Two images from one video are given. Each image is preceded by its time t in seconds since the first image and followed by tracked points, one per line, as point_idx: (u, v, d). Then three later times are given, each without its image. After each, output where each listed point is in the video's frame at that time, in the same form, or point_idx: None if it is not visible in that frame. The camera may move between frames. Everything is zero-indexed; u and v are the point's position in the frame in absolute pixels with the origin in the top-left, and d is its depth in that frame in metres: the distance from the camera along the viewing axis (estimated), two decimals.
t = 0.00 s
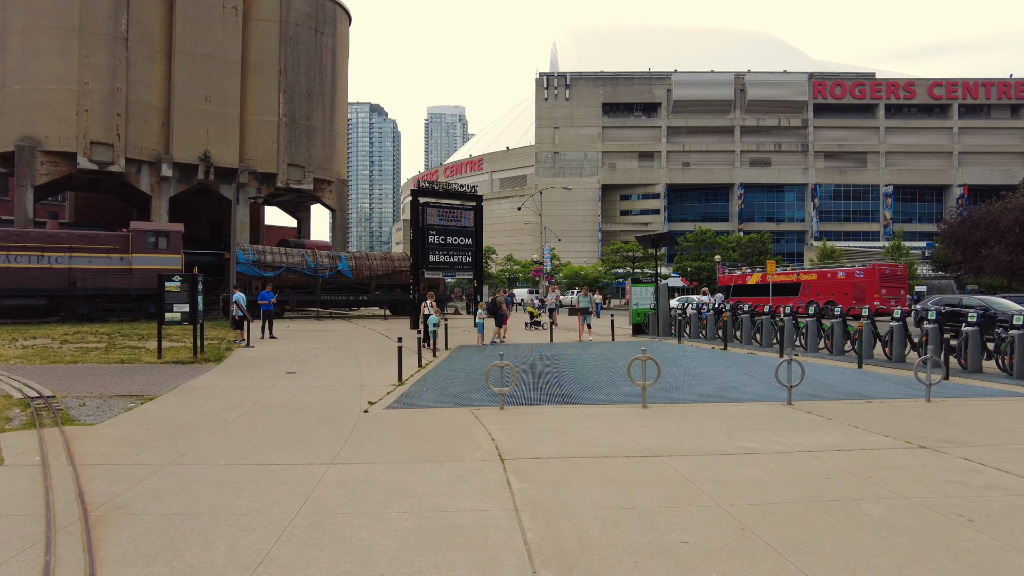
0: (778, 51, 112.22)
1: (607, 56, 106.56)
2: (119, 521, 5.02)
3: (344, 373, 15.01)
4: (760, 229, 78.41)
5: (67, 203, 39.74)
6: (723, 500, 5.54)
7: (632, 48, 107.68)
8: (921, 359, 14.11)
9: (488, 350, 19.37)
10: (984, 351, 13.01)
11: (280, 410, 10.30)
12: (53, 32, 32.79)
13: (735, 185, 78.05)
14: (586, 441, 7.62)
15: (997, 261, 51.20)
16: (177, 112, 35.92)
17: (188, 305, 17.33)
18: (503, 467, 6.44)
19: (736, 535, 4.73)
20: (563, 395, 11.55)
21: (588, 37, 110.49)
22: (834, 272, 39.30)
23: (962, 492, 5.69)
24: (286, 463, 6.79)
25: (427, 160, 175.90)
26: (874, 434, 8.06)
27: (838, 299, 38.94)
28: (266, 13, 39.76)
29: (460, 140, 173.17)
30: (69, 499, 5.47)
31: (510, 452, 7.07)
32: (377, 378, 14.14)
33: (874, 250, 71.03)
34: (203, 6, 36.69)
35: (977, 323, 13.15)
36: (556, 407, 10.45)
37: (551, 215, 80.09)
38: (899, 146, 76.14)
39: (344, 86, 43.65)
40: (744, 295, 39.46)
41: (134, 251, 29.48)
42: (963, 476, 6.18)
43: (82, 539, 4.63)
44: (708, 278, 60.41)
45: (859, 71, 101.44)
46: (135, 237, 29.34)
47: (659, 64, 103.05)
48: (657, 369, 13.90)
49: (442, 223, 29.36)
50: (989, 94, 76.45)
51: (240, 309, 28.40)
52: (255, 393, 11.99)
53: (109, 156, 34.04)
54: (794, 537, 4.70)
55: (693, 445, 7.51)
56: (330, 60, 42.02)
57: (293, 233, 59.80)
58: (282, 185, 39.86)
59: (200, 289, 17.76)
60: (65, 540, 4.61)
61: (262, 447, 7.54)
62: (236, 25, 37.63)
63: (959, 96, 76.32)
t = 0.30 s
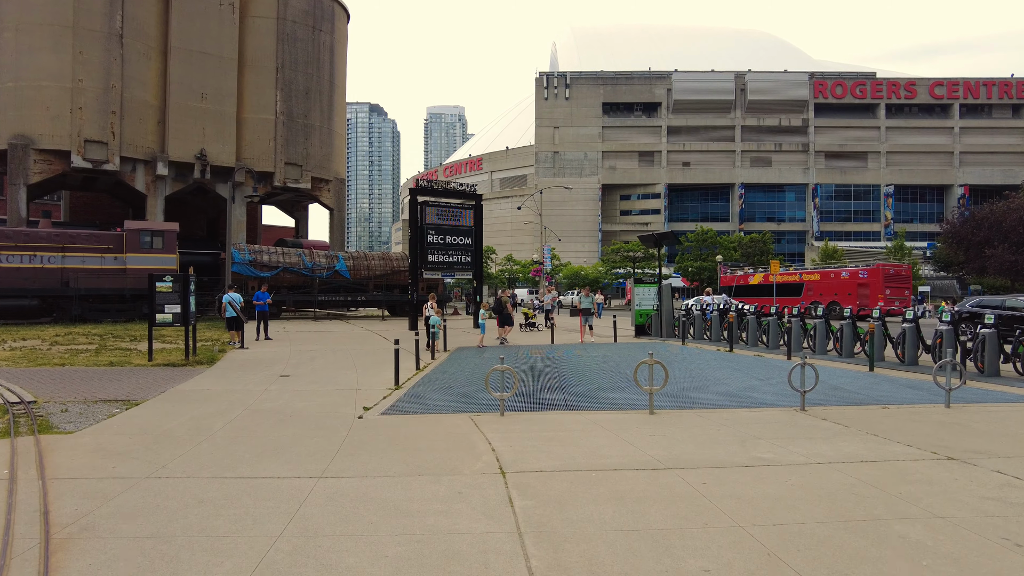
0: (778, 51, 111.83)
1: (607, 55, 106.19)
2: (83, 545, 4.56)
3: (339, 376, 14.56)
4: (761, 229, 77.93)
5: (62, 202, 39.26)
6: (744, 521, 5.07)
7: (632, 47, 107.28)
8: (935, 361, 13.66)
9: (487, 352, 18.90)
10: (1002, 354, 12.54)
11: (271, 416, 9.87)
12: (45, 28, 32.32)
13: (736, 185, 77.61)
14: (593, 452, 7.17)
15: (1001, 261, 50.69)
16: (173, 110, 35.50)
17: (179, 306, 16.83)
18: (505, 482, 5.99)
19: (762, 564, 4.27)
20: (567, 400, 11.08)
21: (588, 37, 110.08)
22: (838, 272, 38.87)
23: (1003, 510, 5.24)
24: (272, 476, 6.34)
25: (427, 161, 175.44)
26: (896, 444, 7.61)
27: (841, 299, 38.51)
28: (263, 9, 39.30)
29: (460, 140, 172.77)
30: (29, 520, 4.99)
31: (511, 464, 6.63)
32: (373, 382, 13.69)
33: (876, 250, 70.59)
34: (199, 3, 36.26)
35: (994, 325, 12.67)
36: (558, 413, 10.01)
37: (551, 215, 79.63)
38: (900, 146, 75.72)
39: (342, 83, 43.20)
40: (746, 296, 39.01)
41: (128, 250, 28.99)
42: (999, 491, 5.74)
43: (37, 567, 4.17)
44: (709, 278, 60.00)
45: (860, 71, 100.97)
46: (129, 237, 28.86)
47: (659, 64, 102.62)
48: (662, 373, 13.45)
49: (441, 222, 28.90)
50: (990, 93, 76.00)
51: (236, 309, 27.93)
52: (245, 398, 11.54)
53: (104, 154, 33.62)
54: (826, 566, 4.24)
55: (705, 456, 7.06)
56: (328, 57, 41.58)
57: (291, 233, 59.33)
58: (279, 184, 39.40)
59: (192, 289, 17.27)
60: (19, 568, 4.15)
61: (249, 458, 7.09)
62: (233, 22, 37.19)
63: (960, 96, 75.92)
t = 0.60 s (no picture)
0: (780, 50, 111.41)
1: (607, 55, 105.79)
2: (44, 569, 4.15)
3: (336, 379, 14.17)
4: (762, 229, 77.43)
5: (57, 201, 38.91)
6: (771, 541, 4.66)
7: (633, 47, 106.88)
8: (950, 364, 13.26)
9: (488, 353, 18.50)
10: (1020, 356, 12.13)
11: (264, 421, 9.47)
12: (39, 25, 31.91)
13: (737, 184, 77.19)
14: (602, 462, 6.75)
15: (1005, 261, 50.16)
16: (169, 108, 35.15)
17: (172, 307, 16.44)
18: (508, 497, 5.58)
19: None
20: (570, 405, 10.67)
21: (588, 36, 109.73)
22: (842, 272, 38.44)
23: None
24: (259, 489, 5.94)
25: (427, 161, 175.03)
26: (921, 452, 7.20)
27: (845, 299, 38.08)
28: (261, 6, 38.90)
29: (460, 140, 172.32)
30: None
31: (513, 474, 6.25)
32: (371, 385, 13.28)
33: (878, 250, 70.12)
34: None
35: (1012, 326, 12.26)
36: (562, 418, 9.60)
37: (551, 215, 79.17)
38: (902, 145, 75.26)
39: (341, 81, 42.82)
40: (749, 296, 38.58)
41: (124, 250, 28.56)
42: None
43: None
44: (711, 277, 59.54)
45: (861, 70, 100.60)
46: (125, 236, 28.41)
47: (660, 63, 102.21)
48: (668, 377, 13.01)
49: (441, 221, 28.47)
50: (991, 92, 75.50)
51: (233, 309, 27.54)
52: (238, 401, 11.13)
53: (99, 153, 33.27)
54: None
55: (722, 466, 6.64)
56: (327, 55, 41.19)
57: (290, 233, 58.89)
58: (278, 182, 38.98)
59: (185, 290, 16.86)
60: None
61: (237, 468, 6.68)
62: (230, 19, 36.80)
63: (961, 95, 75.51)
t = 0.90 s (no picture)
0: (781, 50, 110.91)
1: (608, 54, 105.40)
2: None
3: (334, 382, 13.75)
4: (764, 229, 76.87)
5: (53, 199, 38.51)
6: (807, 569, 4.22)
7: (634, 47, 106.44)
8: (970, 367, 12.81)
9: (490, 355, 18.07)
10: None
11: (257, 428, 9.03)
12: (34, 21, 31.52)
13: (738, 184, 76.71)
14: (614, 476, 6.32)
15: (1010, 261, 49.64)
16: (166, 105, 34.75)
17: (165, 308, 16.00)
18: (515, 517, 5.15)
19: None
20: (577, 411, 10.23)
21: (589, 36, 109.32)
22: (847, 272, 37.99)
23: None
24: (246, 506, 5.50)
25: (427, 160, 174.62)
26: (953, 463, 6.76)
27: (850, 300, 37.62)
28: (259, 3, 38.47)
29: (460, 139, 171.84)
30: None
31: (520, 490, 5.81)
32: (370, 388, 12.84)
33: (881, 249, 69.57)
34: None
35: None
36: (569, 425, 9.16)
37: (552, 214, 78.71)
38: (904, 145, 74.74)
39: (340, 79, 42.39)
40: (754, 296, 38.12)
41: (120, 249, 28.08)
42: None
43: None
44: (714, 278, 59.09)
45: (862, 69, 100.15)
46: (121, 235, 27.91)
47: (661, 63, 101.75)
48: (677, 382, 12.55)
49: (442, 220, 28.04)
50: (994, 92, 74.91)
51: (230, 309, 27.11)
52: (230, 406, 10.71)
53: (96, 150, 32.87)
54: None
55: (743, 480, 6.20)
56: (326, 52, 40.77)
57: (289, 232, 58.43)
58: (276, 181, 38.56)
59: (179, 290, 16.41)
60: None
61: (224, 482, 6.24)
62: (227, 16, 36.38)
63: (964, 94, 75.01)
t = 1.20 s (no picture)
0: (782, 50, 110.49)
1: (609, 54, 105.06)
2: None
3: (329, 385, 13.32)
4: (765, 229, 76.39)
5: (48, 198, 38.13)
6: None
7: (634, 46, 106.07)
8: (987, 370, 12.35)
9: (490, 357, 17.62)
10: None
11: (245, 435, 8.61)
12: (27, 17, 31.16)
13: (738, 184, 76.30)
14: (624, 490, 5.89)
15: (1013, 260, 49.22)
16: (162, 103, 34.36)
17: (157, 308, 15.58)
18: (517, 537, 4.73)
19: None
20: (581, 416, 9.79)
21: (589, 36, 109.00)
22: (850, 272, 37.56)
23: None
24: (226, 524, 5.07)
25: (427, 161, 174.21)
26: (985, 475, 6.33)
27: (854, 300, 37.18)
28: None
29: (460, 140, 171.41)
30: None
31: (523, 506, 5.39)
32: (366, 392, 12.40)
33: (883, 249, 69.14)
34: None
35: None
36: (573, 432, 8.74)
37: (552, 214, 78.29)
38: (906, 144, 74.30)
39: (338, 77, 41.96)
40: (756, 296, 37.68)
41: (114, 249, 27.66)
42: None
43: None
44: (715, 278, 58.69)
45: (864, 69, 99.73)
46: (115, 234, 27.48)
47: (661, 63, 101.34)
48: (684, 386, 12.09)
49: (441, 219, 27.60)
50: (996, 91, 74.51)
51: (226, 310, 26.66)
52: (220, 411, 10.29)
53: (90, 149, 32.48)
54: None
55: (762, 494, 5.78)
56: (324, 50, 40.35)
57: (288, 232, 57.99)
58: (274, 180, 38.14)
59: (171, 291, 15.99)
60: None
61: (205, 496, 5.81)
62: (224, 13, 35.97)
63: (965, 94, 74.58)
